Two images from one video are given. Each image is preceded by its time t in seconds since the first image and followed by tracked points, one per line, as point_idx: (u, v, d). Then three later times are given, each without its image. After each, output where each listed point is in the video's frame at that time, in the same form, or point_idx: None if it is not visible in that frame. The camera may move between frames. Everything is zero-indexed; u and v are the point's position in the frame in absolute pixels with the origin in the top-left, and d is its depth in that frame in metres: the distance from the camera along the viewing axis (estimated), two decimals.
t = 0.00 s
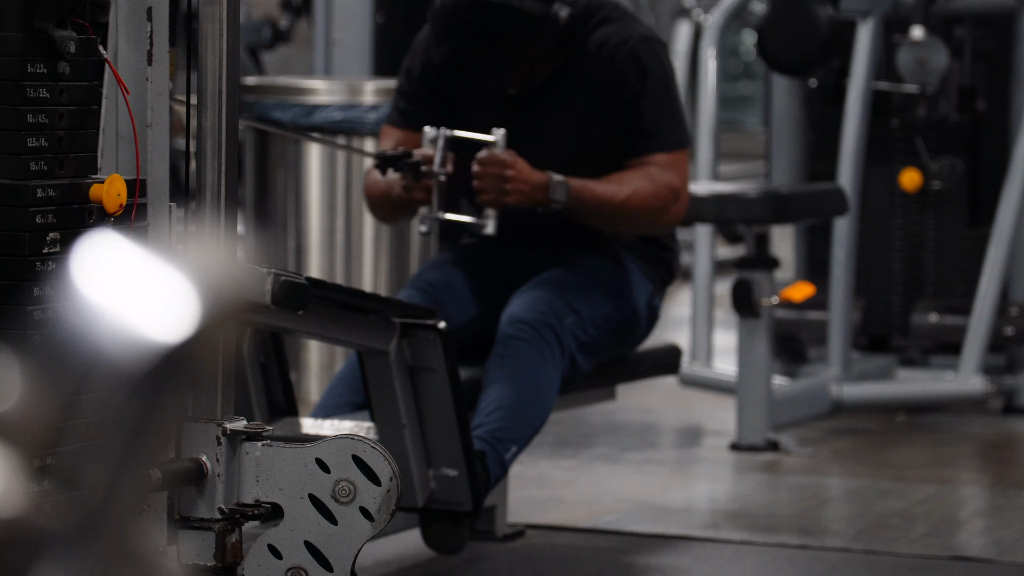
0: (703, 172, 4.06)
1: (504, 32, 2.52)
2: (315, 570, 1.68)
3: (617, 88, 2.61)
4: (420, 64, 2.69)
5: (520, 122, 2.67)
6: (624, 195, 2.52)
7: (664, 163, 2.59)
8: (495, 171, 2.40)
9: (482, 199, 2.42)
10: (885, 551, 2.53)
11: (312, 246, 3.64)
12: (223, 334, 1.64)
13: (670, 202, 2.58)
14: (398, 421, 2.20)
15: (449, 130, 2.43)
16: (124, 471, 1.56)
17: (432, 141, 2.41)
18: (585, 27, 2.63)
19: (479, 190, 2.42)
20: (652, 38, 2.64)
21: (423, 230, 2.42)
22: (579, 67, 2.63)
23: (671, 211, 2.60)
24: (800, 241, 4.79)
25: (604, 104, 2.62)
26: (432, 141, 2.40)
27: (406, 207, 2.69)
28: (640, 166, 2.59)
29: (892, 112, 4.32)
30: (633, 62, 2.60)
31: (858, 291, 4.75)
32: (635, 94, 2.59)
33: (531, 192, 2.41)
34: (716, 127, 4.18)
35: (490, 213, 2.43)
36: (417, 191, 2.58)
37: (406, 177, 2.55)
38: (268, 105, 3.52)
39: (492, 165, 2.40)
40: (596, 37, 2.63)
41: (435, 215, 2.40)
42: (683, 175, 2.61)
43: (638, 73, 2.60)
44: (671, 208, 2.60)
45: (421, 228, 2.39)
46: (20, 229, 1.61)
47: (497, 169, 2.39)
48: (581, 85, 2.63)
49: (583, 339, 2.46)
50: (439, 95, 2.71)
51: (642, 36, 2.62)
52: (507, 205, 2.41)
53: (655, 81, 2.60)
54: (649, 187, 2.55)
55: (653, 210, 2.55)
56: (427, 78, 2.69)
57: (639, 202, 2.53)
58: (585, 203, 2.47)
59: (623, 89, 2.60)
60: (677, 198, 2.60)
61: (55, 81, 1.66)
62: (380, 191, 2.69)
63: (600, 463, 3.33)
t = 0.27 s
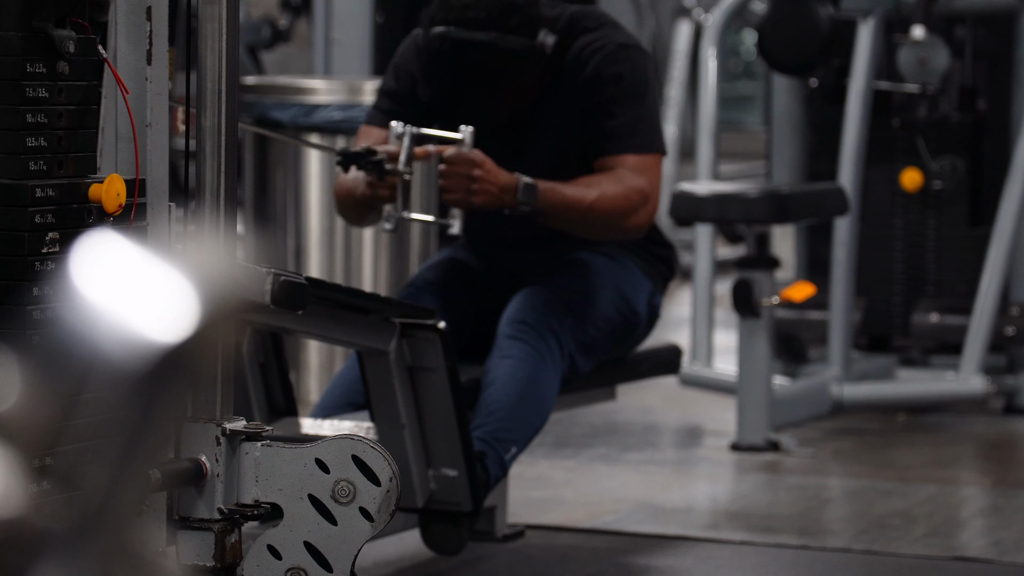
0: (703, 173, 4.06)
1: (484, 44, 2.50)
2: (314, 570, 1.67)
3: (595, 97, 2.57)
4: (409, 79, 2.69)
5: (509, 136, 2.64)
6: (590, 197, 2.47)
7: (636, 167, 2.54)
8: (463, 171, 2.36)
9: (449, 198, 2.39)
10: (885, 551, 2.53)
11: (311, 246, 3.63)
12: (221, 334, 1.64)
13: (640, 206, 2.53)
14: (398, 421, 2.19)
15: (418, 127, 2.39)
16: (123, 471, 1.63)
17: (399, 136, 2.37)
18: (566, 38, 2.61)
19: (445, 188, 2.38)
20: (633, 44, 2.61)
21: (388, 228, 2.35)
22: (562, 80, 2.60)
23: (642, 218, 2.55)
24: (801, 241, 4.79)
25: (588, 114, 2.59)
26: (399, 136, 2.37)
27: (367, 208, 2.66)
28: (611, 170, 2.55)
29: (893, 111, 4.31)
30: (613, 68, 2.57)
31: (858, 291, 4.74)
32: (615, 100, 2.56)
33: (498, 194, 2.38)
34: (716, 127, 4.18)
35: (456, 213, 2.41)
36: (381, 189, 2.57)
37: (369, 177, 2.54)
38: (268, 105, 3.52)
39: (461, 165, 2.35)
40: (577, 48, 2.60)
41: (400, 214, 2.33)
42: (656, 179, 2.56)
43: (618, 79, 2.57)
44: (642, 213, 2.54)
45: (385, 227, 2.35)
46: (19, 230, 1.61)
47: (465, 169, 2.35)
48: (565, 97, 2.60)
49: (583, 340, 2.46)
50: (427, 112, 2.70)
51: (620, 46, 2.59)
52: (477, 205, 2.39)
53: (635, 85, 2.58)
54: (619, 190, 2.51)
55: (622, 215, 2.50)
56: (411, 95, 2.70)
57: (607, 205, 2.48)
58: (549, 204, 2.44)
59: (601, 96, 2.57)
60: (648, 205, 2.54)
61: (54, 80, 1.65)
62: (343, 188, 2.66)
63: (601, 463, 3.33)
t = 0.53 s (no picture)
0: (704, 172, 4.05)
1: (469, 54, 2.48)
2: (314, 570, 1.67)
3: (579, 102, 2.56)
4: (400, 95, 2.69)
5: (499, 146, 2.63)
6: (560, 195, 2.42)
7: (610, 164, 2.51)
8: (437, 169, 2.27)
9: (421, 198, 2.30)
10: (885, 552, 2.53)
11: (312, 247, 3.61)
12: (225, 334, 1.64)
13: (612, 202, 2.49)
14: (398, 421, 2.19)
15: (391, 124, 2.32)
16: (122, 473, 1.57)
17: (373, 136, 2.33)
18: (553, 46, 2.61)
19: (418, 189, 2.30)
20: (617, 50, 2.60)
21: (360, 226, 2.36)
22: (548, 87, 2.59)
23: (615, 214, 2.51)
24: (801, 241, 4.78)
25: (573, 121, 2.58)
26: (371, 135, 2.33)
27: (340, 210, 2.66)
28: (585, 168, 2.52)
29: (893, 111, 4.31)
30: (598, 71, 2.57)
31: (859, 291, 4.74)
32: (598, 104, 2.55)
33: (472, 193, 2.30)
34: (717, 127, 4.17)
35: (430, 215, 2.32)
36: (351, 188, 2.59)
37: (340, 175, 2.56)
38: (267, 105, 3.51)
39: (433, 164, 2.26)
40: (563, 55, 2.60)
41: (372, 214, 2.33)
42: (629, 177, 2.53)
43: (602, 83, 2.56)
44: (615, 209, 2.51)
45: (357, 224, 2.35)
46: (19, 230, 1.61)
47: (439, 167, 2.26)
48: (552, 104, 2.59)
49: (584, 340, 2.45)
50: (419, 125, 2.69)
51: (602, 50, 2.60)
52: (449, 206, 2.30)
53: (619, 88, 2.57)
54: (592, 186, 2.47)
55: (594, 210, 2.46)
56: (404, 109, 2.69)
57: (580, 200, 2.44)
58: (522, 203, 2.38)
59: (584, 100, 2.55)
60: (621, 202, 2.51)
61: (53, 80, 1.65)
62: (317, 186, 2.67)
63: (601, 464, 3.33)
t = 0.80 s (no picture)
0: (704, 172, 4.05)
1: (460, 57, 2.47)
2: (313, 570, 1.67)
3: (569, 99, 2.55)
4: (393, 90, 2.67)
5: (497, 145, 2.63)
6: (538, 179, 2.39)
7: (586, 151, 2.48)
8: (414, 159, 2.22)
9: (399, 187, 2.26)
10: (886, 552, 2.52)
11: (312, 247, 3.60)
12: (225, 332, 1.64)
13: (588, 187, 2.46)
14: (398, 422, 2.18)
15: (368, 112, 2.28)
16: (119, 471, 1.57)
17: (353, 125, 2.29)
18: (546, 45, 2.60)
19: (395, 177, 2.25)
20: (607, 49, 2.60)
21: (337, 216, 2.34)
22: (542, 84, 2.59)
23: (591, 200, 2.47)
24: (801, 241, 4.78)
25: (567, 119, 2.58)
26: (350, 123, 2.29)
27: (322, 195, 2.63)
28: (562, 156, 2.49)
29: (894, 111, 4.30)
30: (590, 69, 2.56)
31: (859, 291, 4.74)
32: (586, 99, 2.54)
33: (449, 182, 2.25)
34: (718, 126, 4.17)
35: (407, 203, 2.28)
36: (327, 174, 2.56)
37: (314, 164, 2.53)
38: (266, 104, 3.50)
39: (410, 152, 2.22)
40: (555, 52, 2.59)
41: (348, 204, 2.30)
42: (607, 164, 2.50)
43: (592, 80, 2.54)
44: (590, 194, 2.47)
45: (333, 214, 2.32)
46: (18, 230, 1.60)
47: (415, 156, 2.22)
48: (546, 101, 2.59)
49: (584, 341, 2.45)
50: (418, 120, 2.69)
51: (592, 46, 2.59)
52: (428, 195, 2.25)
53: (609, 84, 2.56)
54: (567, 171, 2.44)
55: (568, 194, 2.42)
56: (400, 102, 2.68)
57: (555, 184, 2.40)
58: (501, 190, 2.34)
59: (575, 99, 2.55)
60: (598, 188, 2.47)
61: (53, 79, 1.64)
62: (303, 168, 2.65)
63: (601, 464, 3.32)
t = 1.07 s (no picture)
0: (704, 172, 4.04)
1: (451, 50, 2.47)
2: (313, 571, 1.67)
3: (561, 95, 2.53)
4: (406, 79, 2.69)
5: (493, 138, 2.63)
6: (515, 164, 2.35)
7: (564, 135, 2.44)
8: (394, 155, 2.22)
9: (381, 185, 2.25)
10: (887, 553, 2.52)
11: (311, 247, 3.59)
12: (225, 333, 1.64)
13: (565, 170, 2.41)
14: (398, 422, 2.18)
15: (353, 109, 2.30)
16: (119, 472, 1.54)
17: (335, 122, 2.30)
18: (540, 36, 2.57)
19: (377, 173, 2.24)
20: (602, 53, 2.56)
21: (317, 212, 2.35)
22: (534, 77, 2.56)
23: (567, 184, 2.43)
24: (802, 241, 4.78)
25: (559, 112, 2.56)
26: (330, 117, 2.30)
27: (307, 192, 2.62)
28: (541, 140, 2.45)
29: (895, 111, 4.30)
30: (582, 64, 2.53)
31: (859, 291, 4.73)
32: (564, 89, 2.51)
33: (431, 176, 2.25)
34: (718, 126, 4.16)
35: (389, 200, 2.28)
36: (308, 169, 2.55)
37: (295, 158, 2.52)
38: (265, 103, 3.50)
39: (393, 148, 2.22)
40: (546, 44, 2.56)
41: (329, 199, 2.32)
42: (586, 150, 2.46)
43: (583, 75, 2.51)
44: (568, 178, 2.42)
45: (313, 210, 2.33)
46: (17, 230, 1.60)
47: (396, 152, 2.22)
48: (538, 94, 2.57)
49: (584, 338, 2.45)
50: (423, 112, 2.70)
51: (583, 42, 2.57)
52: (410, 190, 2.25)
53: (601, 78, 2.53)
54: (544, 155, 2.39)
55: (546, 177, 2.38)
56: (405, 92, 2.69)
57: (531, 167, 2.36)
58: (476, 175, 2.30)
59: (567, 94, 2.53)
60: (575, 172, 2.43)
61: (52, 79, 1.64)
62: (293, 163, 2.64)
63: (602, 465, 3.32)
